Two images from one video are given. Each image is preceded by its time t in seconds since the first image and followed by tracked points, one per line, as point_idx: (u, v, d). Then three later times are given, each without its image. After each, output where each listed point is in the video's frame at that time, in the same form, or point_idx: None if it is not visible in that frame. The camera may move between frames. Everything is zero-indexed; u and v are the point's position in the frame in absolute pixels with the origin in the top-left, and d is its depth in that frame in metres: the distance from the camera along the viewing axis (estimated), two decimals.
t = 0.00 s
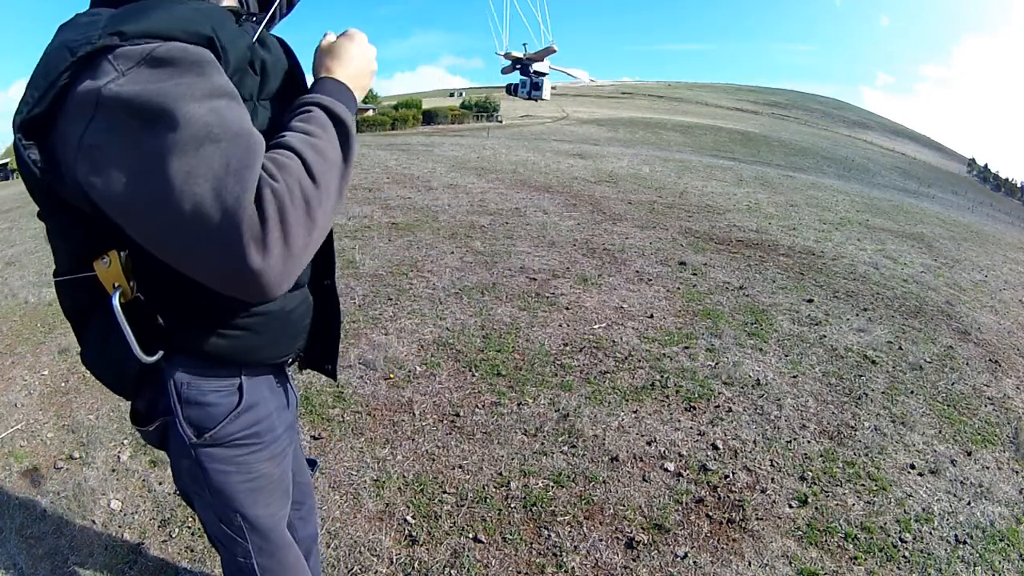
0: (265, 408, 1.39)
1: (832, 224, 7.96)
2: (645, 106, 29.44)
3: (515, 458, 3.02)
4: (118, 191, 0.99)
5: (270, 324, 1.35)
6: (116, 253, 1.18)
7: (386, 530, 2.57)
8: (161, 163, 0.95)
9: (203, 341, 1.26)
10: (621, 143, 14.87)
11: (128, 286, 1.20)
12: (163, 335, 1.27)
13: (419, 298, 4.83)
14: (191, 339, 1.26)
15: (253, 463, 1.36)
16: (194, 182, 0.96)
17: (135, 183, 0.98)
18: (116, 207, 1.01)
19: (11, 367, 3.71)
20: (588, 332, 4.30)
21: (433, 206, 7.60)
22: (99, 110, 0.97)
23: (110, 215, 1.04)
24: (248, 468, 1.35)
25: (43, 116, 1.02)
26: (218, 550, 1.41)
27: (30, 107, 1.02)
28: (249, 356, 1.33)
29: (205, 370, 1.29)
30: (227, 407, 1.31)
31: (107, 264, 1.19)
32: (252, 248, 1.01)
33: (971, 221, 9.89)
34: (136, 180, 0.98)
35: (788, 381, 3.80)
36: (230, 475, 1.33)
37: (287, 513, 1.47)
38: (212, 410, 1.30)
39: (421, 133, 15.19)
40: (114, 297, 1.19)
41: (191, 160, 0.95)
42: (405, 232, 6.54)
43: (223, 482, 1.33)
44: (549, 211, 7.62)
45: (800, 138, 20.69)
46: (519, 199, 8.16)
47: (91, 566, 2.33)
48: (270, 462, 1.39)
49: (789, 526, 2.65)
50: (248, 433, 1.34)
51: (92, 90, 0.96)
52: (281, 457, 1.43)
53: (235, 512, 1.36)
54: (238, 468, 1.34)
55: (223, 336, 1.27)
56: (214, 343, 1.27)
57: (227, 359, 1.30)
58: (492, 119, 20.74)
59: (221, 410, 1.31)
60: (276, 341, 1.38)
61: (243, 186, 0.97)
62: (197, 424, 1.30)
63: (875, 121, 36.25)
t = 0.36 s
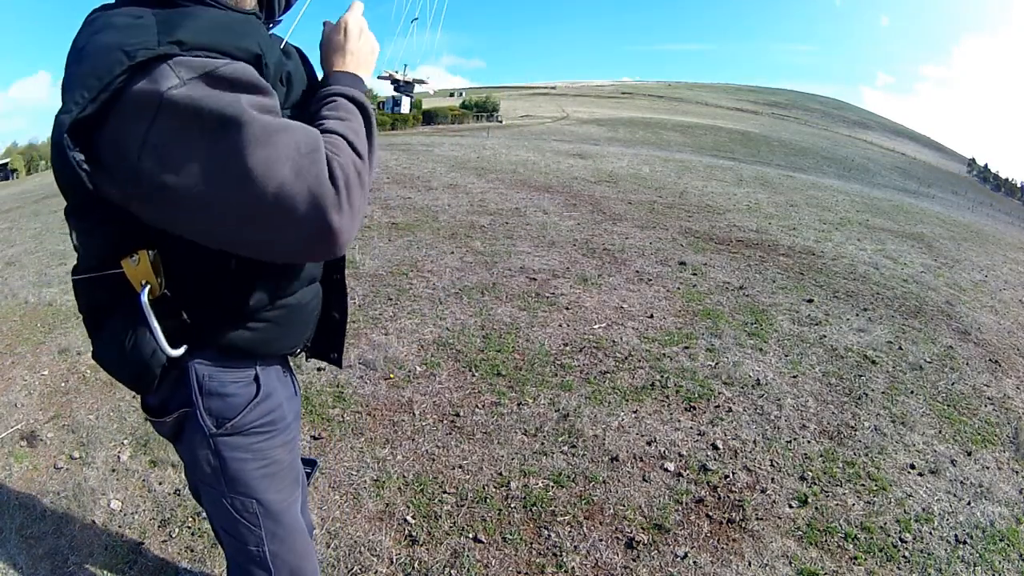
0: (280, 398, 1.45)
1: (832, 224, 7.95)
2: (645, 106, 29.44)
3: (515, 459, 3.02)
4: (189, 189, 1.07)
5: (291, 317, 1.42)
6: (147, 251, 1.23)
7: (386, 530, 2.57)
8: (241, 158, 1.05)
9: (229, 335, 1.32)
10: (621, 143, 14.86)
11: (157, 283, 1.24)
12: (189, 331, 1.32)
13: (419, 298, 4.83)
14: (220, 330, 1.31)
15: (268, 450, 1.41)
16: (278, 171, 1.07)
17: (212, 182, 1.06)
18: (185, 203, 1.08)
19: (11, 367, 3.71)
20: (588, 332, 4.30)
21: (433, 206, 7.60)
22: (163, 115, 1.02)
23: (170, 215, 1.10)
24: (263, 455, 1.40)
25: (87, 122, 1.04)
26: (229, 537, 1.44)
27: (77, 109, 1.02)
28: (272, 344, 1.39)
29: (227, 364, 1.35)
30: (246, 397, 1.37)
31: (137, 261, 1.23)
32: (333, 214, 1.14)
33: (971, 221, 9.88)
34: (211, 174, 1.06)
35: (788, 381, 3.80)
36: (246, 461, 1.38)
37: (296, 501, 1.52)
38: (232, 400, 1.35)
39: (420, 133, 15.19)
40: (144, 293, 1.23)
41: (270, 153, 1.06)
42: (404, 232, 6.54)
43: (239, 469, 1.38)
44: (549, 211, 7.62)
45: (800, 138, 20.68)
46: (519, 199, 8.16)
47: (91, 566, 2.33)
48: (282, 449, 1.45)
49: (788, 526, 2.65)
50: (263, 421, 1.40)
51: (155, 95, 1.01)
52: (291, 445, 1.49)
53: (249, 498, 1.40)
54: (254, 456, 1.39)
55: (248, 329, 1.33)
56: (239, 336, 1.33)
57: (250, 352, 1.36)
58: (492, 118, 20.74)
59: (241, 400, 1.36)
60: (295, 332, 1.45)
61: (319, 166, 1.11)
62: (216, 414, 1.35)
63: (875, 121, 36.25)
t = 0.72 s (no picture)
0: (283, 399, 1.45)
1: (832, 224, 7.95)
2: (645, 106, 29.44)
3: (515, 458, 3.02)
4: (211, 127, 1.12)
5: (294, 306, 1.41)
6: (149, 240, 1.20)
7: (386, 530, 2.57)
8: (262, 78, 1.12)
9: (231, 324, 1.32)
10: (621, 143, 14.86)
11: (159, 275, 1.22)
12: (194, 322, 1.31)
13: (419, 298, 4.83)
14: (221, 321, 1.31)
15: (269, 453, 1.41)
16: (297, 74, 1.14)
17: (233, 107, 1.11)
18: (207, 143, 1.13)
19: (11, 367, 3.71)
20: (588, 332, 4.30)
21: (433, 206, 7.60)
22: (177, 65, 1.09)
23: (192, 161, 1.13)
24: (264, 458, 1.40)
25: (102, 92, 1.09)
26: (230, 536, 1.45)
27: (92, 78, 1.07)
28: (275, 335, 1.39)
29: (224, 360, 1.36)
30: (247, 396, 1.37)
31: (138, 251, 1.20)
32: (355, 95, 1.19)
33: (971, 221, 9.89)
34: (230, 101, 1.11)
35: (788, 381, 3.80)
36: (245, 465, 1.38)
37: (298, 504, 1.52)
38: (233, 399, 1.36)
39: (420, 133, 15.20)
40: (143, 285, 1.22)
41: (285, 64, 1.14)
42: (404, 232, 6.54)
43: (239, 471, 1.38)
44: (549, 211, 7.62)
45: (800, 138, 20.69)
46: (519, 199, 8.16)
47: (91, 566, 2.33)
48: (285, 452, 1.45)
49: (789, 526, 2.65)
50: (265, 424, 1.40)
51: (166, 49, 1.07)
52: (294, 448, 1.49)
53: (249, 501, 1.41)
54: (255, 457, 1.39)
55: (250, 319, 1.33)
56: (241, 325, 1.33)
57: (252, 343, 1.36)
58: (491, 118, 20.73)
59: (241, 400, 1.37)
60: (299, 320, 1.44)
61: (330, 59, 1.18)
62: (216, 413, 1.35)
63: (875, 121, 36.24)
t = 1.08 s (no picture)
0: (281, 409, 1.49)
1: (832, 224, 7.96)
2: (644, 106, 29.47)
3: (515, 459, 3.02)
4: (169, 111, 1.03)
5: (277, 310, 1.37)
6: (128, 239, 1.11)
7: (386, 530, 2.57)
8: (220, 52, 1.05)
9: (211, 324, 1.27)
10: (621, 143, 14.88)
11: (141, 276, 1.14)
12: (175, 324, 1.23)
13: (419, 298, 4.84)
14: (202, 323, 1.25)
15: (262, 461, 1.48)
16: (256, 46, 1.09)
17: (191, 85, 1.03)
18: (164, 127, 1.04)
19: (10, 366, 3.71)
20: (588, 332, 4.30)
21: (433, 207, 7.61)
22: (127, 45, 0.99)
23: (147, 148, 1.04)
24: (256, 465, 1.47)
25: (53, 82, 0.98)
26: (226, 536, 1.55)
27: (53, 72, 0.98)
28: (255, 337, 1.35)
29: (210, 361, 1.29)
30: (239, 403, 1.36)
31: (119, 253, 1.10)
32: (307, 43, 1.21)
33: (971, 221, 9.89)
34: (186, 81, 1.03)
35: (788, 381, 3.80)
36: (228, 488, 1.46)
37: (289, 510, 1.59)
38: (225, 403, 1.33)
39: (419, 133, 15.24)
40: (127, 286, 1.13)
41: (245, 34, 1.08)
42: (404, 232, 6.55)
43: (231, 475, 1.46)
44: (549, 211, 7.63)
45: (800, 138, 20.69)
46: (519, 199, 8.17)
47: (92, 565, 2.40)
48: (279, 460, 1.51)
49: (789, 526, 2.65)
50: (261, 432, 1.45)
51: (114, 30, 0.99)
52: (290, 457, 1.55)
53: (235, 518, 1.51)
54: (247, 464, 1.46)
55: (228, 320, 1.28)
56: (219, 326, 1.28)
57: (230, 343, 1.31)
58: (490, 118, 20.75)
59: (232, 406, 1.35)
60: (284, 329, 1.40)
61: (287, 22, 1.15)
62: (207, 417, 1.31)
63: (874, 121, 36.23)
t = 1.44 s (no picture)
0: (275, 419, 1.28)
1: (833, 224, 7.96)
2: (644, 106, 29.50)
3: (515, 459, 3.02)
4: (173, 102, 0.90)
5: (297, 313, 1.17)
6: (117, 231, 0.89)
7: (386, 530, 2.57)
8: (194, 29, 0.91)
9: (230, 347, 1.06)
10: (621, 143, 14.90)
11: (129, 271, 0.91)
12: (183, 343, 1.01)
13: (419, 298, 4.83)
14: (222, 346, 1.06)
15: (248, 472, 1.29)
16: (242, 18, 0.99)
17: (186, 70, 0.91)
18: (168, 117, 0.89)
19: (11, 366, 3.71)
20: (588, 332, 4.30)
21: (433, 206, 7.61)
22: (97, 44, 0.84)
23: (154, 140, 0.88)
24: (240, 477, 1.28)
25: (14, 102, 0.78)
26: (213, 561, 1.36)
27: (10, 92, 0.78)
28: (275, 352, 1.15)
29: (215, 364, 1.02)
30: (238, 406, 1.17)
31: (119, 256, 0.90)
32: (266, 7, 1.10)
33: (971, 221, 9.90)
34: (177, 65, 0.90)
35: (788, 381, 3.80)
36: (213, 532, 1.30)
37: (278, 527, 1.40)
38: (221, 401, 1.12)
39: (419, 133, 15.26)
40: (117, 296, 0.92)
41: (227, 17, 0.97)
42: (404, 232, 6.55)
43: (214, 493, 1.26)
44: (549, 211, 7.63)
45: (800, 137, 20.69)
46: (519, 199, 8.18)
47: (90, 566, 2.35)
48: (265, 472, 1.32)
49: (789, 526, 2.65)
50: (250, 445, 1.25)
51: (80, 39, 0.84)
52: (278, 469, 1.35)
53: (224, 557, 1.34)
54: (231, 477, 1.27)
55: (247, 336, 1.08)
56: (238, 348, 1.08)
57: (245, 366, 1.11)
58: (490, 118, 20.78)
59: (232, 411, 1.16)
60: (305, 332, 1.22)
61: None
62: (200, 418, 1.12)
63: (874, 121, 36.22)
